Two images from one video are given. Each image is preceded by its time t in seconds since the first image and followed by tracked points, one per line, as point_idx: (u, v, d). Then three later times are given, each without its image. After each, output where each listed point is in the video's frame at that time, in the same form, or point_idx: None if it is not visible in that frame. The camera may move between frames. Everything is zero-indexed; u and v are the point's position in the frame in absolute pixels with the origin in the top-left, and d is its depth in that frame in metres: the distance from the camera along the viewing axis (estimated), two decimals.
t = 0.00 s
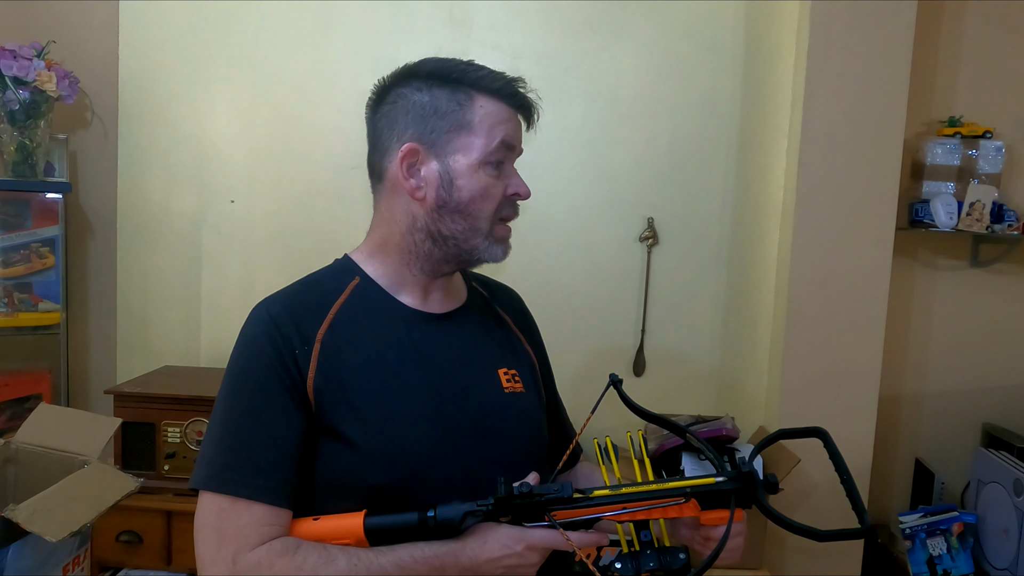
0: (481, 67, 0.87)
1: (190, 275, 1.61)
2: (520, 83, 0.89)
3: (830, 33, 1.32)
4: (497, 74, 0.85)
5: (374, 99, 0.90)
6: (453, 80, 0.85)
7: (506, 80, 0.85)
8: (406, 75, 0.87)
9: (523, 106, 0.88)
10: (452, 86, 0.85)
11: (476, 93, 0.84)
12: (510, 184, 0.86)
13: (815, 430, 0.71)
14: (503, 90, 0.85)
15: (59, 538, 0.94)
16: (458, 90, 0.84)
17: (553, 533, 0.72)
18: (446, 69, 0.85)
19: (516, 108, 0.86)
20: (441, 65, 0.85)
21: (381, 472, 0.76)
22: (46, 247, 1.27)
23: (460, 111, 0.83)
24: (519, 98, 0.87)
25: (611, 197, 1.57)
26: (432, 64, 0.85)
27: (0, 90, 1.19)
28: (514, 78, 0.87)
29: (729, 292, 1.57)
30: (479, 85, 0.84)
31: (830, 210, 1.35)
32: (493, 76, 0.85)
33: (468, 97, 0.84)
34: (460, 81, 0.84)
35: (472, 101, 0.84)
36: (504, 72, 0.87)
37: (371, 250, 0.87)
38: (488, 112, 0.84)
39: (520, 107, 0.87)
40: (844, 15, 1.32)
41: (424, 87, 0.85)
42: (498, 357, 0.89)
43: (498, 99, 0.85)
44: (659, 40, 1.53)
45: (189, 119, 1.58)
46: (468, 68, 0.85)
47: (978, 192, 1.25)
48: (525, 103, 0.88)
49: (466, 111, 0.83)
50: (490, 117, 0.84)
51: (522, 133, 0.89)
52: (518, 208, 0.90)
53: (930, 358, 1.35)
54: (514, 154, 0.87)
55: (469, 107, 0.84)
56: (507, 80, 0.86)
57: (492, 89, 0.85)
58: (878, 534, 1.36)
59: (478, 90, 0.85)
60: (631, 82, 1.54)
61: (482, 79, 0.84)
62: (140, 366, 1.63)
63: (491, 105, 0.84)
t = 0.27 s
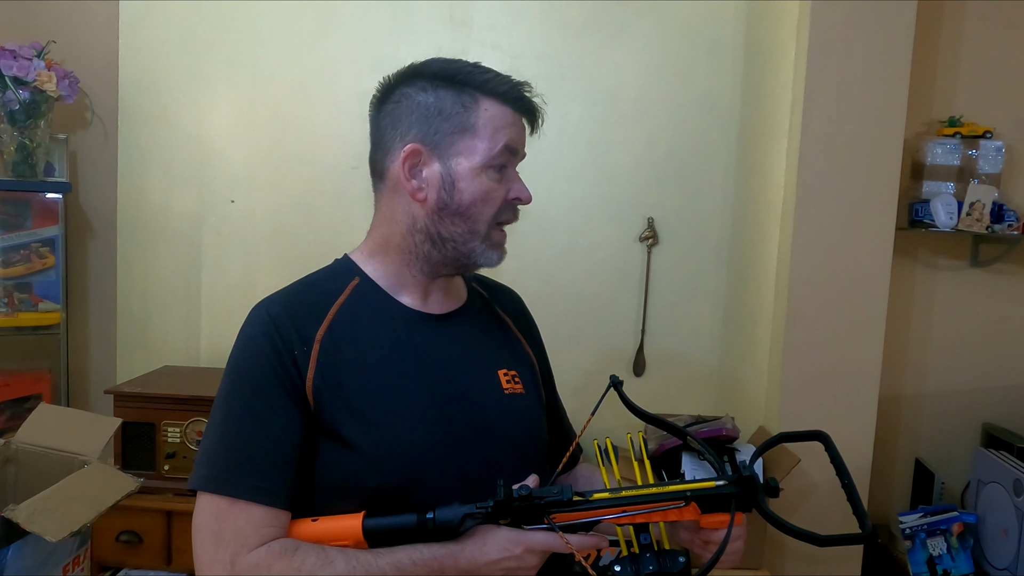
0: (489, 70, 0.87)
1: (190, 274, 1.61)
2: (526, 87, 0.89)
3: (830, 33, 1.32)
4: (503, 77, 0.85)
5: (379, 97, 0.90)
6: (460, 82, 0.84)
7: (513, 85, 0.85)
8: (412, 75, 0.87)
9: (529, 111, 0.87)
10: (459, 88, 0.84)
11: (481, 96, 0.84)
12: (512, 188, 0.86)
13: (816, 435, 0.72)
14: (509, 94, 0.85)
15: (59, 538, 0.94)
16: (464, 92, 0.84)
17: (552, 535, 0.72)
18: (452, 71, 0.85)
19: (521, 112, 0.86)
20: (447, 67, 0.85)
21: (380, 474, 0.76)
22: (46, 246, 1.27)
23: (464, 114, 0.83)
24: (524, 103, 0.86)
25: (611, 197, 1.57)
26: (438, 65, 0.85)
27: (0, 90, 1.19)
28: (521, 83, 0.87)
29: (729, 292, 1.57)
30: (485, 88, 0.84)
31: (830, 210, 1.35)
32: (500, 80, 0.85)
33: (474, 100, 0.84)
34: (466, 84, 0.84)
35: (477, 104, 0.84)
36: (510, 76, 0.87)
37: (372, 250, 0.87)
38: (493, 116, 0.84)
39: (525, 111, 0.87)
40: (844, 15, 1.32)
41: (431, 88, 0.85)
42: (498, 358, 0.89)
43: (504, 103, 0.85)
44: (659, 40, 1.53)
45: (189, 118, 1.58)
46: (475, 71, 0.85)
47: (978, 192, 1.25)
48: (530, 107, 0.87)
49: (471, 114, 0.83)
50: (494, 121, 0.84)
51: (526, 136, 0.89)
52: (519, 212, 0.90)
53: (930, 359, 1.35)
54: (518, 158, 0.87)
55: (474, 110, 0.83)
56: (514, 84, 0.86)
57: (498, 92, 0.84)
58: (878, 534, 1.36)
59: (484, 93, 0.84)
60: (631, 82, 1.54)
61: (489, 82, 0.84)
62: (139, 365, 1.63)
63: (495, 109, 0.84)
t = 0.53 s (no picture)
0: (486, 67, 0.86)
1: (191, 274, 1.61)
2: (524, 84, 0.88)
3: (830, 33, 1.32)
4: (500, 74, 0.84)
5: (377, 94, 0.90)
6: (457, 80, 0.84)
7: (510, 82, 0.84)
8: (410, 73, 0.86)
9: (526, 108, 0.86)
10: (455, 85, 0.84)
11: (478, 93, 0.83)
12: (509, 186, 0.85)
13: (816, 416, 0.72)
14: (506, 92, 0.84)
15: (58, 538, 0.94)
16: (461, 89, 0.84)
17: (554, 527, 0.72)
18: (449, 69, 0.84)
19: (518, 110, 0.85)
20: (444, 64, 0.84)
21: (379, 473, 0.76)
22: (46, 246, 1.29)
23: (460, 112, 0.83)
24: (521, 100, 0.85)
25: (611, 197, 1.57)
26: (435, 63, 0.85)
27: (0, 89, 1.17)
28: (518, 81, 0.86)
29: (728, 292, 1.57)
30: (482, 85, 0.83)
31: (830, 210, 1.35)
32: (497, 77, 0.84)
33: (470, 98, 0.83)
34: (462, 81, 0.83)
35: (474, 101, 0.83)
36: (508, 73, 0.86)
37: (370, 248, 0.87)
38: (490, 113, 0.83)
39: (522, 108, 0.86)
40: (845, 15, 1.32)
41: (428, 85, 0.85)
42: (497, 356, 0.89)
43: (500, 100, 0.84)
44: (659, 40, 1.53)
45: (189, 118, 1.58)
46: (472, 68, 0.84)
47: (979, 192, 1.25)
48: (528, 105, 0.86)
49: (467, 111, 0.83)
50: (491, 119, 0.83)
51: (524, 134, 0.88)
52: (517, 210, 0.89)
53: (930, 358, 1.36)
54: (516, 155, 0.86)
55: (470, 108, 0.83)
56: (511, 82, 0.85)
57: (495, 89, 0.84)
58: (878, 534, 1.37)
59: (481, 90, 0.84)
60: (632, 82, 1.54)
61: (486, 79, 0.83)
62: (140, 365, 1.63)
63: (492, 106, 0.83)
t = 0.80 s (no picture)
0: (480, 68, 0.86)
1: (190, 273, 1.61)
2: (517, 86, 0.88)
3: (830, 33, 1.32)
4: (494, 76, 0.84)
5: (370, 92, 0.90)
6: (450, 80, 0.84)
7: (505, 83, 0.85)
8: (403, 72, 0.86)
9: (520, 110, 0.87)
10: (449, 86, 0.84)
11: (471, 94, 0.84)
12: (501, 188, 0.86)
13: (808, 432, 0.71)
14: (500, 93, 0.84)
15: (59, 537, 0.94)
16: (454, 89, 0.84)
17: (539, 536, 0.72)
18: (443, 69, 0.84)
19: (512, 111, 0.86)
20: (437, 64, 0.84)
21: (365, 475, 0.76)
22: (46, 245, 1.28)
23: (453, 112, 0.83)
24: (515, 102, 0.86)
25: (611, 197, 1.57)
26: (428, 62, 0.85)
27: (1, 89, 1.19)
28: (512, 82, 0.86)
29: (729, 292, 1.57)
30: (476, 86, 0.84)
31: (830, 210, 1.35)
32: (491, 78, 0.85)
33: (463, 99, 0.83)
34: (456, 81, 0.84)
35: (467, 102, 0.83)
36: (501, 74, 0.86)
37: (360, 247, 0.87)
38: (483, 114, 0.83)
39: (516, 110, 0.86)
40: (845, 15, 1.32)
41: (421, 84, 0.85)
42: (488, 358, 0.89)
43: (494, 102, 0.84)
44: (659, 40, 1.53)
45: (189, 117, 1.58)
46: (466, 68, 0.84)
47: (978, 193, 1.26)
48: (521, 106, 0.87)
49: (460, 112, 0.83)
50: (484, 120, 0.83)
51: (517, 135, 0.88)
52: (509, 212, 0.90)
53: (931, 358, 1.35)
54: (509, 157, 0.86)
55: (463, 109, 0.83)
56: (505, 83, 0.85)
57: (488, 91, 0.84)
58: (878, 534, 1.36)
59: (474, 91, 0.84)
60: (631, 82, 1.54)
61: (480, 80, 0.84)
62: (139, 364, 1.62)
63: (485, 107, 0.84)
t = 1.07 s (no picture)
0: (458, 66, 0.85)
1: (191, 272, 1.61)
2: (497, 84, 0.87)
3: (829, 33, 1.32)
4: (471, 75, 0.83)
5: (347, 93, 0.89)
6: (427, 81, 0.83)
7: (483, 83, 0.83)
8: (379, 71, 0.85)
9: (500, 109, 0.86)
10: (426, 86, 0.83)
11: (449, 95, 0.83)
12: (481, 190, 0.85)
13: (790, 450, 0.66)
14: (479, 93, 0.83)
15: (58, 536, 0.94)
16: (431, 90, 0.83)
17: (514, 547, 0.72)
18: (419, 69, 0.83)
19: (491, 111, 0.85)
20: (414, 64, 0.83)
21: (340, 479, 0.76)
22: (46, 244, 1.27)
23: (431, 114, 0.82)
24: (495, 101, 0.85)
25: (612, 196, 1.57)
26: (405, 62, 0.84)
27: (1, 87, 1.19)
28: (491, 80, 0.85)
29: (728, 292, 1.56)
30: (453, 86, 0.83)
31: (829, 211, 1.35)
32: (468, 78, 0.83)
33: (441, 100, 0.82)
34: (433, 81, 0.83)
35: (445, 103, 0.82)
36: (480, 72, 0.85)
37: (340, 251, 0.87)
38: (461, 115, 0.83)
39: (495, 109, 0.85)
40: (845, 15, 1.32)
41: (398, 85, 0.84)
42: (470, 362, 0.89)
43: (472, 102, 0.83)
44: (659, 40, 1.53)
45: (190, 116, 1.58)
46: (443, 68, 0.83)
47: (978, 193, 1.25)
48: (501, 105, 0.86)
49: (437, 113, 0.82)
50: (462, 121, 0.83)
51: (497, 135, 0.87)
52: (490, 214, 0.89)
53: (931, 359, 1.36)
54: (489, 158, 0.86)
55: (441, 110, 0.82)
56: (484, 82, 0.84)
57: (466, 91, 0.83)
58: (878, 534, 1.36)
59: (452, 91, 0.83)
60: (631, 82, 1.54)
61: (457, 80, 0.83)
62: (139, 364, 1.63)
63: (463, 108, 0.83)
